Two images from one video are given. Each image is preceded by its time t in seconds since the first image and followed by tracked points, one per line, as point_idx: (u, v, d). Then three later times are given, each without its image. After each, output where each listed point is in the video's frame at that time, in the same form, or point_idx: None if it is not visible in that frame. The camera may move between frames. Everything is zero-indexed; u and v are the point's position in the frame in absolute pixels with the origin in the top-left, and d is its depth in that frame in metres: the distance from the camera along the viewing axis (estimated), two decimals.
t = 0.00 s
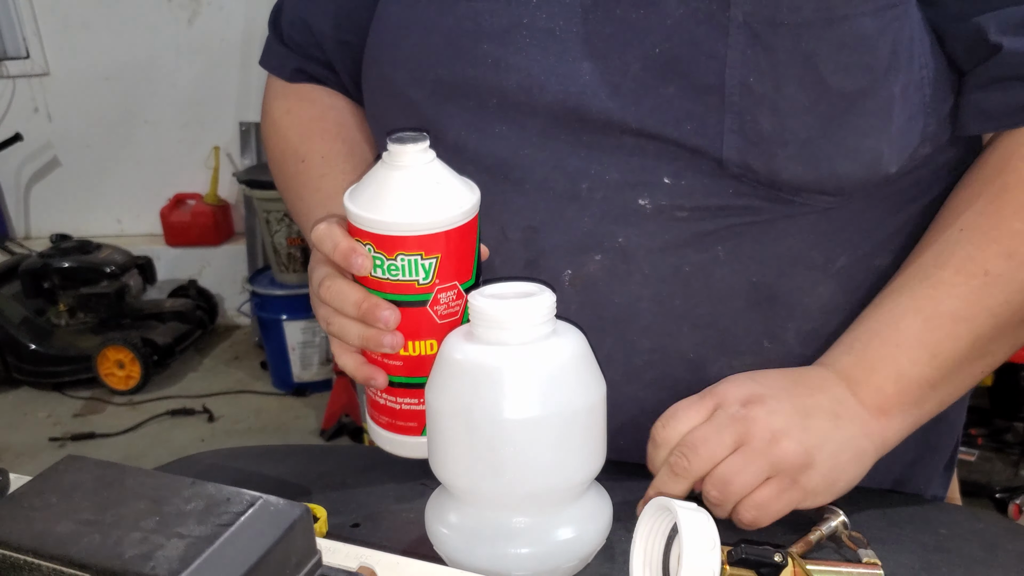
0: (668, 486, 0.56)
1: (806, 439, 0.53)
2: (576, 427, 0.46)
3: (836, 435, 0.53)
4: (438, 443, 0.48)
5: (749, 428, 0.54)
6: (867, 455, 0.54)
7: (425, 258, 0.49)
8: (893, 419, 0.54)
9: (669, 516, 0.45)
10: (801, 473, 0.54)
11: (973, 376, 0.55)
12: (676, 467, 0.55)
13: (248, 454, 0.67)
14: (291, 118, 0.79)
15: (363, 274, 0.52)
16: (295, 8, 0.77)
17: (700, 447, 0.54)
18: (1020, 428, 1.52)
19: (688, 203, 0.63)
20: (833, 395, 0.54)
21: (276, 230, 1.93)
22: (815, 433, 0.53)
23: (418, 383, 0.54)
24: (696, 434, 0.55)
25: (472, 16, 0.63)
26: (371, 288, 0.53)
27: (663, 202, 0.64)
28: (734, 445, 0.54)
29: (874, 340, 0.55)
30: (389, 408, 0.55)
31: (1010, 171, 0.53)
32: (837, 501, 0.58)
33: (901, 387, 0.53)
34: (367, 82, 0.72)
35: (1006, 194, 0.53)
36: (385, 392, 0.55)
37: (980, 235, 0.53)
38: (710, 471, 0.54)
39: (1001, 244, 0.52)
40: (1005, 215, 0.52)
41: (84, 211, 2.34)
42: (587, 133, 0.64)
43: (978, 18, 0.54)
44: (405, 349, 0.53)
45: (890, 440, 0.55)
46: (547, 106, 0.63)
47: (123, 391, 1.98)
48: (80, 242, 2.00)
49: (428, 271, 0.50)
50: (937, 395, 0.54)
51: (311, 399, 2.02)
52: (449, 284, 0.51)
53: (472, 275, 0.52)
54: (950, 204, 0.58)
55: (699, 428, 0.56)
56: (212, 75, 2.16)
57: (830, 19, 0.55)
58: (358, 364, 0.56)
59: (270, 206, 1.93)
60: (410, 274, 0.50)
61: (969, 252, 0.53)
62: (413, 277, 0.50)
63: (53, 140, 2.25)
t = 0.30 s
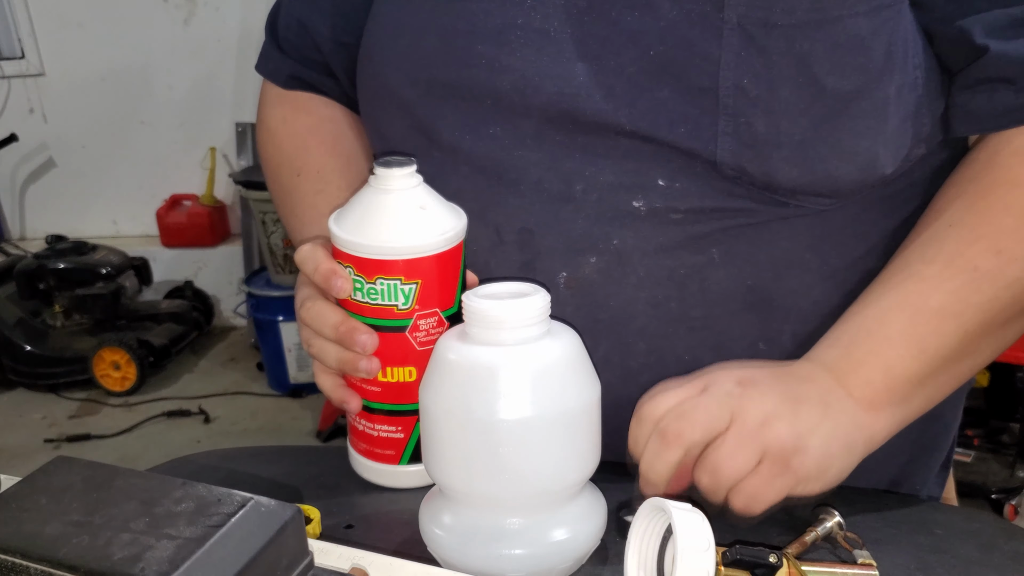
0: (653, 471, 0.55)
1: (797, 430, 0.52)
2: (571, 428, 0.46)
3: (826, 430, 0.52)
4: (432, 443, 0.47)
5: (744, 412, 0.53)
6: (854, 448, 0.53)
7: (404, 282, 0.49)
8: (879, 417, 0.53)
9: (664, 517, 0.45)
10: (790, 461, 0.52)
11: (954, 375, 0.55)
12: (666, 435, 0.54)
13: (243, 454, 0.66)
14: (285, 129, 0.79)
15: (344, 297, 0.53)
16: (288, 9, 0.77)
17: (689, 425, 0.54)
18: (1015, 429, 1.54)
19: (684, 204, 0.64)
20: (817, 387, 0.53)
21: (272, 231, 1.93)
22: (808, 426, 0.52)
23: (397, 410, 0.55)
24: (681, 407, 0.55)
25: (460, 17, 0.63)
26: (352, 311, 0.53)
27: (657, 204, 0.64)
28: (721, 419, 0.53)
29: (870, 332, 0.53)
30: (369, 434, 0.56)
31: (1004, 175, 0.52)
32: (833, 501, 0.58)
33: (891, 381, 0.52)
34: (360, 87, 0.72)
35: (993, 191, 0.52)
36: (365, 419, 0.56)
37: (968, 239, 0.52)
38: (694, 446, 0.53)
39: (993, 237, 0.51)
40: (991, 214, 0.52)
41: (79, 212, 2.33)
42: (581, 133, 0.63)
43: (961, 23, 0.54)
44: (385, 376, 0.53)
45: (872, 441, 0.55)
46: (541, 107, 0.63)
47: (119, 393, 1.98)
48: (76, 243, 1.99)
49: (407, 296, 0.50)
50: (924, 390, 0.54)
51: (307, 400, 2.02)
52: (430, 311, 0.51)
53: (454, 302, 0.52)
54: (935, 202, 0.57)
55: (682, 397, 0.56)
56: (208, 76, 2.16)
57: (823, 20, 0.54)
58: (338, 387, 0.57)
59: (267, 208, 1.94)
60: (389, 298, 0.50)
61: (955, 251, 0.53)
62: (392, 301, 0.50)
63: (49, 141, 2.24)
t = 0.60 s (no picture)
0: (503, 84, 0.57)
1: (761, 108, 0.50)
2: (568, 428, 0.46)
3: (785, 106, 0.49)
4: (427, 444, 0.47)
5: (638, 88, 0.53)
6: (806, 193, 0.51)
7: (390, 284, 0.49)
8: (763, 166, 0.51)
9: (661, 518, 0.45)
10: (634, 143, 0.54)
11: (869, 207, 0.51)
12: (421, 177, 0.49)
13: (240, 454, 0.66)
14: (277, 142, 0.79)
15: (329, 300, 0.52)
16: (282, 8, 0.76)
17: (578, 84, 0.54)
18: (1012, 431, 1.53)
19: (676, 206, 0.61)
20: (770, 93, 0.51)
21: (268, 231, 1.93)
22: (791, 104, 0.49)
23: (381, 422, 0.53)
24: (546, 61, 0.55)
25: (459, 15, 0.63)
26: (337, 317, 0.52)
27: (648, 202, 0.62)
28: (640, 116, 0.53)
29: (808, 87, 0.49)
30: (352, 450, 0.54)
31: None
32: (829, 502, 0.58)
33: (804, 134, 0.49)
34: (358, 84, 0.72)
35: (990, 28, 0.44)
36: (349, 433, 0.54)
37: (956, 40, 0.45)
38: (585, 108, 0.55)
39: (954, 79, 0.45)
40: (945, 50, 0.45)
41: (76, 212, 2.33)
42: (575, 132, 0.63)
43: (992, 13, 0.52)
44: (369, 385, 0.52)
45: (772, 199, 0.53)
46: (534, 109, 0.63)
47: (115, 393, 1.97)
48: (72, 243, 1.99)
49: (393, 299, 0.49)
50: (824, 178, 0.50)
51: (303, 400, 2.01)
52: (417, 316, 0.50)
53: (440, 308, 0.51)
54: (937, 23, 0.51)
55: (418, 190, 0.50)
56: (204, 77, 2.15)
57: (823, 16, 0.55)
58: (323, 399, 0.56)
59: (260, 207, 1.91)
60: (375, 301, 0.49)
61: (932, 53, 0.46)
62: (378, 304, 0.49)
63: (46, 141, 2.24)
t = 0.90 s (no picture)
0: (390, 125, 0.47)
1: (622, 145, 0.45)
2: (565, 425, 0.46)
3: (658, 140, 0.45)
4: (426, 441, 0.47)
5: (512, 125, 0.45)
6: (679, 228, 0.47)
7: (389, 280, 0.48)
8: (658, 199, 0.45)
9: (658, 516, 0.45)
10: (483, 191, 0.46)
11: (808, 220, 0.45)
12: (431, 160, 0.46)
13: (238, 451, 0.66)
14: (270, 145, 0.79)
15: (326, 297, 0.51)
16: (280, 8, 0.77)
17: (451, 117, 0.45)
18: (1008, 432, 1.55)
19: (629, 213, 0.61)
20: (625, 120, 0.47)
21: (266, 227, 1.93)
22: (637, 133, 0.45)
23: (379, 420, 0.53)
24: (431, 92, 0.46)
25: (446, 16, 0.62)
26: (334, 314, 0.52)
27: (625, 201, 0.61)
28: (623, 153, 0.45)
29: (710, 94, 0.45)
30: (350, 449, 0.54)
31: None
32: (825, 502, 0.58)
33: (719, 167, 0.44)
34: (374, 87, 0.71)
35: (889, 38, 0.40)
36: (347, 431, 0.54)
37: (830, 70, 0.41)
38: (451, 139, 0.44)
39: (874, 91, 0.40)
40: (886, 62, 0.40)
41: (73, 210, 2.33)
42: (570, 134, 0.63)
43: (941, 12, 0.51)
44: (367, 382, 0.52)
45: (673, 237, 0.48)
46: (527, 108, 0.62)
47: (112, 391, 1.97)
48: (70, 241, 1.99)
49: (391, 294, 0.49)
50: (747, 193, 0.44)
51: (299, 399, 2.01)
52: (415, 311, 0.50)
53: (437, 304, 0.51)
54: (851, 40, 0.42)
55: (419, 173, 0.46)
56: (201, 75, 2.15)
57: (810, 25, 0.53)
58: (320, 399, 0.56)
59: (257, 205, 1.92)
60: (373, 297, 0.49)
61: (807, 83, 0.42)
62: (376, 300, 0.49)
63: (44, 138, 2.24)
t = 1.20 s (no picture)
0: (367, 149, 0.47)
1: (593, 180, 0.46)
2: (563, 422, 0.45)
3: (625, 177, 0.46)
4: (424, 439, 0.47)
5: (492, 161, 0.46)
6: (654, 259, 0.48)
7: (359, 282, 0.46)
8: (628, 236, 0.47)
9: (656, 514, 0.45)
10: (461, 226, 0.46)
11: (779, 245, 0.46)
12: (410, 193, 0.46)
13: (235, 449, 0.66)
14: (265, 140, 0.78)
15: (296, 304, 0.48)
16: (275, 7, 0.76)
17: (432, 150, 0.45)
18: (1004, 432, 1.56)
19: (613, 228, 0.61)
20: (590, 155, 0.48)
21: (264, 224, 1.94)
22: (606, 167, 0.47)
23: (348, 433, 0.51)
24: (410, 122, 0.47)
25: (442, 16, 0.62)
26: (304, 322, 0.49)
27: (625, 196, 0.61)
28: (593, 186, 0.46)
29: (676, 125, 0.46)
30: (327, 466, 0.50)
31: (876, 18, 0.41)
32: (823, 501, 0.58)
33: (688, 200, 0.45)
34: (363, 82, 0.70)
35: (853, 61, 0.41)
36: (321, 446, 0.50)
37: (794, 96, 0.42)
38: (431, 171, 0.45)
39: (837, 116, 0.41)
40: (849, 86, 0.41)
41: (70, 207, 2.33)
42: (566, 135, 0.62)
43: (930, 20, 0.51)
44: (340, 393, 0.48)
45: (648, 268, 0.49)
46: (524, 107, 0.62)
47: (108, 388, 1.97)
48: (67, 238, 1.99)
49: (362, 298, 0.46)
50: (717, 223, 0.45)
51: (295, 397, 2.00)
52: (387, 316, 0.47)
53: (413, 308, 0.48)
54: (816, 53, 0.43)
55: (396, 206, 0.46)
56: (199, 73, 2.15)
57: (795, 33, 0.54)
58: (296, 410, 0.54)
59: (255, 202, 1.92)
60: (342, 300, 0.46)
61: (771, 110, 0.43)
62: (346, 304, 0.46)
63: (41, 135, 2.24)
